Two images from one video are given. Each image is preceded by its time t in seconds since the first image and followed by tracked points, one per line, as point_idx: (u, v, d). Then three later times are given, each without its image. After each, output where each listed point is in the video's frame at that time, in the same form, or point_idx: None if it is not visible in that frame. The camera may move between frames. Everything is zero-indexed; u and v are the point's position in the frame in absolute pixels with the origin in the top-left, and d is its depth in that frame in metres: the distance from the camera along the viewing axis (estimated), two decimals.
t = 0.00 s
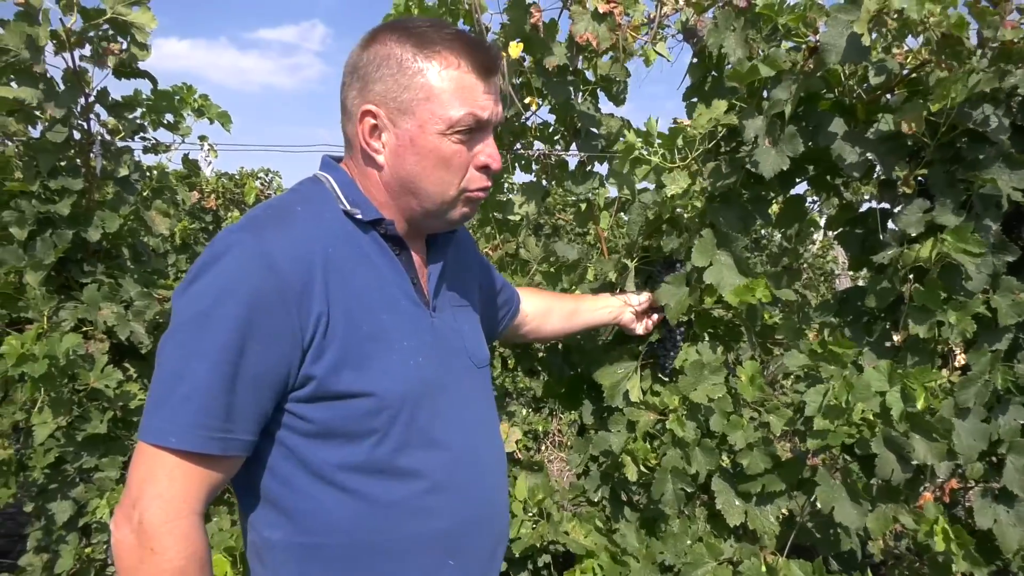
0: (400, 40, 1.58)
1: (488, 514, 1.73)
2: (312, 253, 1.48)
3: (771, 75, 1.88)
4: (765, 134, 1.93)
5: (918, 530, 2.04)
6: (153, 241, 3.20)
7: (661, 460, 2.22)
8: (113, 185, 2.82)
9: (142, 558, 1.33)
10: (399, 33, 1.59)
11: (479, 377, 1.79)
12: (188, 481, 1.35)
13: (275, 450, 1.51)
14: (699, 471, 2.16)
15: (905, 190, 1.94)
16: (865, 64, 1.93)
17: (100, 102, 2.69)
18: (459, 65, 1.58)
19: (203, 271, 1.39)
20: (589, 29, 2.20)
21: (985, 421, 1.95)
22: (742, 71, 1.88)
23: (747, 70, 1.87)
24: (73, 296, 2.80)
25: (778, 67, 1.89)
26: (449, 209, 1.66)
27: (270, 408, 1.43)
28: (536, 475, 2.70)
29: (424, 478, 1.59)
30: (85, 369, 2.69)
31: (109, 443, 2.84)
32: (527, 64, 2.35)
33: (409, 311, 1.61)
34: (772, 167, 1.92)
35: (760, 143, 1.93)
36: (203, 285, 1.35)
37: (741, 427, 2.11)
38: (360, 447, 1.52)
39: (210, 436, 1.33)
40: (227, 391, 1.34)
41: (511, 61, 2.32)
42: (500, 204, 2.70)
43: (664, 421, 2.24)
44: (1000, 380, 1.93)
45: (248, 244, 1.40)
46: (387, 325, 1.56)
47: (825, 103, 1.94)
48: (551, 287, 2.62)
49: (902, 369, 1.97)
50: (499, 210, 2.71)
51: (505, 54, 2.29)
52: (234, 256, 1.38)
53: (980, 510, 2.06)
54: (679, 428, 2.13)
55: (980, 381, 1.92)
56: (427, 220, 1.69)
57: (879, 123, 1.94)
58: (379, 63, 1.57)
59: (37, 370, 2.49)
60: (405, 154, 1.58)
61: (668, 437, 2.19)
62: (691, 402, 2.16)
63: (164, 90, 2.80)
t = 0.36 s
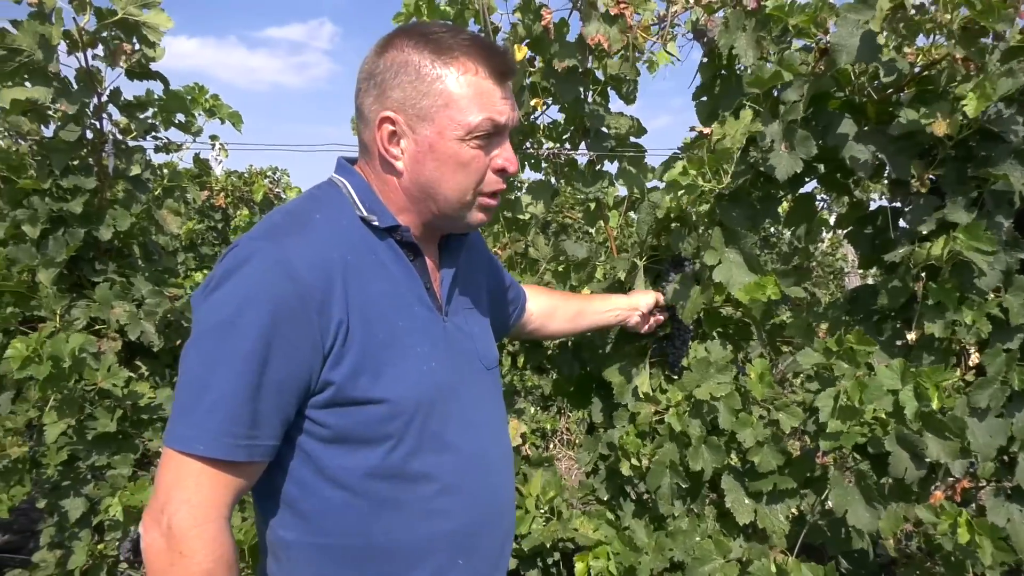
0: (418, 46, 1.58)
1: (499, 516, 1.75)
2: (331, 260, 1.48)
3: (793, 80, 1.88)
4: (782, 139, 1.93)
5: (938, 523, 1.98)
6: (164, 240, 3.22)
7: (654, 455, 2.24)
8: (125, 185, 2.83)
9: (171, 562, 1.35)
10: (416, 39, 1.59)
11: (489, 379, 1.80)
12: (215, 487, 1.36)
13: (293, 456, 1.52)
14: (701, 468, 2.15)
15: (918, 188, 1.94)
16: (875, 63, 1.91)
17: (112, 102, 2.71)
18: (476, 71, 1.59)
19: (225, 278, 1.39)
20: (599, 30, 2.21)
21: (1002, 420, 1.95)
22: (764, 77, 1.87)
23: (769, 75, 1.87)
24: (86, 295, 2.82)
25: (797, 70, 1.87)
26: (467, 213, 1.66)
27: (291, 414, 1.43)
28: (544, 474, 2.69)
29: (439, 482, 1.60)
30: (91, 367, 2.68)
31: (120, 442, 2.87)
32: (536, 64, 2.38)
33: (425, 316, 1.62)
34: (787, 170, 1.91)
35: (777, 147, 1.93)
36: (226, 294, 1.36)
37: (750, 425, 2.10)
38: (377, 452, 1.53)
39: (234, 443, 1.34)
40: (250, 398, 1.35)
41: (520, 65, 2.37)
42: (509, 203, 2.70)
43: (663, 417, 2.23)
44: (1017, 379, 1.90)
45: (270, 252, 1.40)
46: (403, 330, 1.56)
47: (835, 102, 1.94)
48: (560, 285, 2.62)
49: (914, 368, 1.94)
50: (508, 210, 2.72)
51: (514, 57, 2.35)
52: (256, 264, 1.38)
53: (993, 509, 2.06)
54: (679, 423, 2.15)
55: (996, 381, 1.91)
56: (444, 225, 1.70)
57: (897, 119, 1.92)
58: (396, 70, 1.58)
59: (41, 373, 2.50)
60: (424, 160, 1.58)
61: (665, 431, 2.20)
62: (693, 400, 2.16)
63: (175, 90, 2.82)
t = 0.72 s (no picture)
0: (435, 31, 1.57)
1: (517, 514, 1.74)
2: (348, 252, 1.46)
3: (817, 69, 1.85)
4: (808, 130, 1.91)
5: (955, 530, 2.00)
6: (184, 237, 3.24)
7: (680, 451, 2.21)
8: (145, 181, 2.85)
9: (188, 565, 1.34)
10: (432, 24, 1.58)
11: (505, 374, 1.78)
12: (231, 489, 1.35)
13: (309, 455, 1.50)
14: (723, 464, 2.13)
15: (941, 180, 1.93)
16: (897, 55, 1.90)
17: (132, 99, 2.72)
18: (495, 55, 1.58)
19: (240, 271, 1.37)
20: (620, 24, 2.20)
21: None
22: (794, 67, 1.85)
23: (800, 65, 1.85)
24: (106, 290, 2.84)
25: (815, 57, 1.84)
26: (487, 200, 1.66)
27: (308, 410, 1.42)
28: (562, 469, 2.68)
29: (457, 480, 1.60)
30: (114, 361, 2.71)
31: (143, 436, 2.87)
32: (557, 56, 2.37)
33: (441, 310, 1.60)
34: (809, 161, 1.91)
35: (802, 138, 1.92)
36: (240, 289, 1.34)
37: (771, 421, 2.08)
38: (395, 449, 1.51)
39: (251, 442, 1.33)
40: (267, 395, 1.34)
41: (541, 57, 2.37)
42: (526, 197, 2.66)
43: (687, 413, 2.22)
44: None
45: (284, 246, 1.37)
46: (420, 326, 1.54)
47: (856, 94, 1.91)
48: (578, 280, 2.60)
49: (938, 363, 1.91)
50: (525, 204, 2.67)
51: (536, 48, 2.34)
52: (272, 257, 1.36)
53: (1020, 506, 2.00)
54: (702, 419, 2.13)
55: None
56: (462, 213, 1.69)
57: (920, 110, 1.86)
58: (413, 56, 1.56)
59: (64, 361, 2.58)
60: (443, 145, 1.58)
61: (688, 428, 2.19)
62: (715, 395, 2.14)
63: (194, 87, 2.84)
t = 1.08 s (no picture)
0: (396, 18, 1.44)
1: (520, 514, 1.67)
2: (327, 253, 1.34)
3: (815, 69, 1.85)
4: (807, 129, 1.91)
5: (964, 516, 1.97)
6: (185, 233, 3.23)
7: (687, 447, 2.22)
8: (146, 178, 2.85)
9: None
10: (395, 11, 1.45)
11: (501, 370, 1.70)
12: (222, 507, 1.24)
13: (298, 466, 1.40)
14: (728, 458, 2.14)
15: (943, 176, 1.93)
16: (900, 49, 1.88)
17: (133, 95, 2.72)
18: (459, 40, 1.43)
19: (210, 281, 1.25)
20: (621, 20, 2.19)
21: None
22: (789, 68, 1.86)
23: (795, 67, 1.86)
24: (107, 287, 2.84)
25: (817, 56, 1.84)
26: (459, 199, 1.51)
27: (295, 424, 1.31)
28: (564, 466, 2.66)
29: (457, 483, 1.51)
30: (115, 357, 2.71)
31: (144, 432, 2.88)
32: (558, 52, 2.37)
33: (432, 309, 1.50)
34: (810, 157, 1.89)
35: (801, 136, 1.91)
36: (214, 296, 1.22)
37: (773, 416, 2.09)
38: (390, 457, 1.42)
39: (236, 461, 1.21)
40: (249, 411, 1.22)
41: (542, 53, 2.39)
42: (528, 194, 2.65)
43: (693, 407, 2.21)
44: None
45: (257, 248, 1.26)
46: (410, 325, 1.43)
47: (860, 89, 1.90)
48: (580, 277, 2.56)
49: (941, 359, 1.91)
50: (527, 200, 2.65)
51: (534, 43, 2.38)
52: (243, 263, 1.24)
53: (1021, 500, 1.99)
54: (709, 416, 2.13)
55: None
56: (438, 212, 1.56)
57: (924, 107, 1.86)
58: (374, 45, 1.44)
59: (63, 361, 2.57)
60: (406, 141, 1.44)
61: (696, 424, 2.18)
62: (720, 390, 2.14)
63: (195, 82, 2.83)
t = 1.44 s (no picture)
0: (381, 19, 1.44)
1: (504, 527, 1.65)
2: (302, 259, 1.34)
3: (808, 73, 1.87)
4: (800, 132, 1.93)
5: (961, 518, 1.97)
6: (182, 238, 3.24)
7: (681, 450, 2.22)
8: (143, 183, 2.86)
9: None
10: (380, 13, 1.46)
11: (489, 380, 1.69)
12: (186, 519, 1.25)
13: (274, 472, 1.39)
14: (722, 462, 2.15)
15: (935, 180, 1.95)
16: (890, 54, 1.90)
17: (129, 101, 2.73)
18: (443, 43, 1.43)
19: (183, 285, 1.25)
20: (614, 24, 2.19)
21: None
22: (782, 72, 1.88)
23: (788, 70, 1.87)
24: (104, 292, 2.84)
25: (810, 61, 1.86)
26: (441, 203, 1.51)
27: (266, 431, 1.31)
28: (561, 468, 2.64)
29: (437, 493, 1.50)
30: (120, 363, 2.75)
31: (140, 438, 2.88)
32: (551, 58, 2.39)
33: (414, 315, 1.49)
34: (801, 162, 1.91)
35: (794, 140, 1.93)
36: (185, 302, 1.22)
37: (767, 420, 2.10)
38: (366, 465, 1.41)
39: (203, 468, 1.22)
40: (217, 418, 1.22)
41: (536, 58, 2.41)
42: (523, 198, 2.69)
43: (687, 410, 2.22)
44: None
45: (231, 253, 1.26)
46: (390, 334, 1.43)
47: (851, 94, 1.92)
48: (573, 281, 2.55)
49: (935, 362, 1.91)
50: (522, 205, 2.70)
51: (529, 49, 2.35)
52: (217, 268, 1.24)
53: (1015, 502, 2.00)
54: (701, 419, 2.14)
55: (1019, 377, 1.90)
56: (419, 216, 1.55)
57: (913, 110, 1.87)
58: (358, 46, 1.44)
59: (76, 363, 2.55)
60: (388, 143, 1.44)
61: (688, 428, 2.19)
62: (714, 393, 2.14)
63: (193, 88, 2.84)
